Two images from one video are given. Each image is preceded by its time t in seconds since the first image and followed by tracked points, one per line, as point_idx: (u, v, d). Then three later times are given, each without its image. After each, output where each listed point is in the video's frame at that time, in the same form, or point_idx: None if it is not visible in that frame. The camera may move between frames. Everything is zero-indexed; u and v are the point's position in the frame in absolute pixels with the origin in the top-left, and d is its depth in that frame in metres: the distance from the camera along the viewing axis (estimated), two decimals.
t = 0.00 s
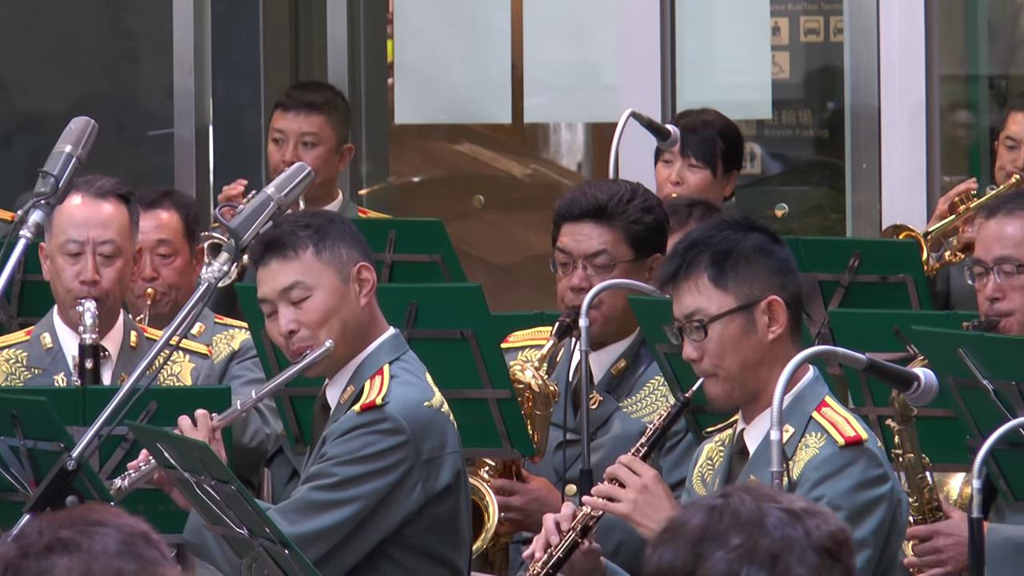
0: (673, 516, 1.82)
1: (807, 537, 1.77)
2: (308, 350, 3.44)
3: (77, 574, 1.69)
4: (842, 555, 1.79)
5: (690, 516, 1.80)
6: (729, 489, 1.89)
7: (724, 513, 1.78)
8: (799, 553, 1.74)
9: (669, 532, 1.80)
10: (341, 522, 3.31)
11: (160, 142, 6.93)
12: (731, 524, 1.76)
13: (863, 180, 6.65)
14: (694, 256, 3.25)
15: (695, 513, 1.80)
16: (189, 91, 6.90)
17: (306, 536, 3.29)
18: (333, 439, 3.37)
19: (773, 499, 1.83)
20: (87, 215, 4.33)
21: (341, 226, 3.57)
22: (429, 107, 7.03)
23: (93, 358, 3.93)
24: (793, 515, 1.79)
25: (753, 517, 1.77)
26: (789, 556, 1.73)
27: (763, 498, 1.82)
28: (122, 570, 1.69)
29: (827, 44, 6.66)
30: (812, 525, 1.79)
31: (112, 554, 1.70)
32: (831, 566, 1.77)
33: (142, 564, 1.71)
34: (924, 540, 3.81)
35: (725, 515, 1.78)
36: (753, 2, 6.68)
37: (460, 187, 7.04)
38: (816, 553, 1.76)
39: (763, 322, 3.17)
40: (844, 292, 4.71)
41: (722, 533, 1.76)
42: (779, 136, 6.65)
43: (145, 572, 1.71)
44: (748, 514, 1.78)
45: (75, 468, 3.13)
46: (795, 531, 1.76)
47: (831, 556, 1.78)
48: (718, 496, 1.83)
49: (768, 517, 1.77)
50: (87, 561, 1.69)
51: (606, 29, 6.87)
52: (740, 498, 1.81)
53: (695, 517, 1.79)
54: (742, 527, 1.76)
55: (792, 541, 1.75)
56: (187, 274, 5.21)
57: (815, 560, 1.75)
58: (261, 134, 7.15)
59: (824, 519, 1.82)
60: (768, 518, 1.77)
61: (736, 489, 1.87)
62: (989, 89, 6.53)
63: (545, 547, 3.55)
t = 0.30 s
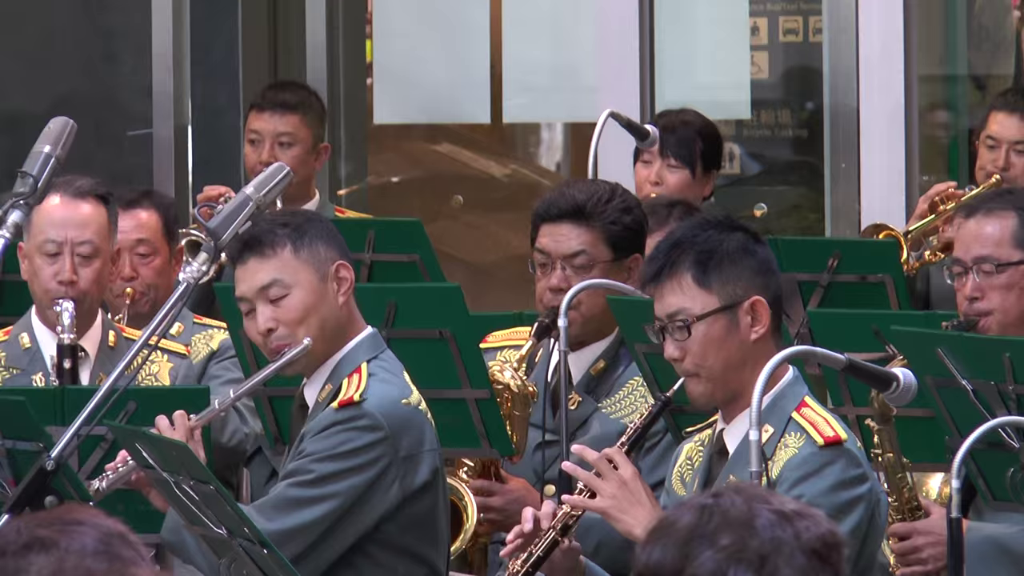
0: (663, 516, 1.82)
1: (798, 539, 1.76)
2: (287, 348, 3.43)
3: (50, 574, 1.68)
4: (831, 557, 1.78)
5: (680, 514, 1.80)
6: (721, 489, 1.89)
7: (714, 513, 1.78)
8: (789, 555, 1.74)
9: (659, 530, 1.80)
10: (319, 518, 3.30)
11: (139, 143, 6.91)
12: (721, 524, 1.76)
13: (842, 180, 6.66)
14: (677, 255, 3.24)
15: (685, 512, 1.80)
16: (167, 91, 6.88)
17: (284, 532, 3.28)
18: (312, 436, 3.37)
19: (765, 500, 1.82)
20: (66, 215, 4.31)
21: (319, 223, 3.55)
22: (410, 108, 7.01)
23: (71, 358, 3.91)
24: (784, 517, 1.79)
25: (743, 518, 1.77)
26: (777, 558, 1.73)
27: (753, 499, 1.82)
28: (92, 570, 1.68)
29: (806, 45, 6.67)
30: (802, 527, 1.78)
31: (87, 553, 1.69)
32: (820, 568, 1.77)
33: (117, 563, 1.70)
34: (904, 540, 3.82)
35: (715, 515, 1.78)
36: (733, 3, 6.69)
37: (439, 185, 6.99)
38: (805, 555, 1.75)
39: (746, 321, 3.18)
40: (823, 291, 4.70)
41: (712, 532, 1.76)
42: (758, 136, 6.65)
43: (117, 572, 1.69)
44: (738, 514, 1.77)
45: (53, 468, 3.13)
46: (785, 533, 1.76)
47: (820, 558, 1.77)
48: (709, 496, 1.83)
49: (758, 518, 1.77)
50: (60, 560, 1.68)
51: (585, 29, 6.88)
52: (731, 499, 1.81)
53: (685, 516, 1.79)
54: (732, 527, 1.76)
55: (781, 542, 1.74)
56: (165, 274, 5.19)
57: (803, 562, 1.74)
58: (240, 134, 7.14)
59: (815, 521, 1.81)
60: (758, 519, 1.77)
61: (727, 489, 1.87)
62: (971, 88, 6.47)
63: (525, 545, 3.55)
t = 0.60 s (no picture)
0: (646, 516, 1.81)
1: (781, 540, 1.75)
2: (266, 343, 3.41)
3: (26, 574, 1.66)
4: (814, 558, 1.77)
5: (663, 514, 1.80)
6: (705, 489, 1.88)
7: (697, 514, 1.78)
8: (771, 555, 1.73)
9: (642, 529, 1.79)
10: (297, 509, 3.29)
11: (117, 142, 6.89)
12: (704, 524, 1.75)
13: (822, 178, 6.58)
14: (656, 255, 3.24)
15: (668, 512, 1.80)
16: (145, 90, 6.86)
17: (263, 523, 3.27)
18: (290, 428, 3.35)
19: (748, 500, 1.81)
20: (44, 215, 4.29)
21: (298, 221, 3.55)
22: (389, 107, 6.99)
23: (49, 357, 3.89)
24: (767, 517, 1.78)
25: (726, 518, 1.76)
26: (760, 558, 1.72)
27: (737, 499, 1.81)
28: (66, 569, 1.66)
29: (785, 44, 6.65)
30: (785, 527, 1.78)
31: (68, 553, 1.68)
32: (803, 569, 1.76)
33: (93, 562, 1.68)
34: (883, 539, 3.83)
35: (698, 515, 1.77)
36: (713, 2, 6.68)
37: (420, 185, 7.00)
38: (788, 556, 1.74)
39: (725, 321, 3.17)
40: (802, 291, 4.70)
41: (695, 532, 1.75)
42: (736, 135, 6.64)
43: (93, 571, 1.67)
44: (721, 514, 1.77)
45: (32, 467, 3.12)
46: (767, 533, 1.75)
47: (803, 559, 1.76)
48: (692, 496, 1.82)
49: (741, 518, 1.76)
50: (36, 560, 1.67)
51: (566, 30, 6.88)
52: (714, 499, 1.80)
53: (668, 515, 1.78)
54: (715, 527, 1.75)
55: (764, 543, 1.74)
56: (144, 274, 5.17)
57: (786, 563, 1.74)
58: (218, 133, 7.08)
59: (798, 522, 1.80)
60: (742, 520, 1.76)
61: (711, 489, 1.86)
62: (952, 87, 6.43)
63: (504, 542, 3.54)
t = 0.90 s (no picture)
0: (622, 516, 1.80)
1: (757, 539, 1.74)
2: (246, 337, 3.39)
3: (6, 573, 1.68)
4: (791, 558, 1.76)
5: (639, 513, 1.78)
6: (682, 489, 1.87)
7: (673, 513, 1.76)
8: (748, 554, 1.72)
9: (618, 529, 1.78)
10: (278, 495, 3.26)
11: (96, 142, 6.88)
12: (680, 524, 1.74)
13: (799, 178, 6.59)
14: (629, 255, 3.23)
15: (644, 511, 1.78)
16: (123, 90, 6.84)
17: (243, 510, 3.24)
18: (270, 416, 3.33)
19: (724, 500, 1.80)
20: (21, 215, 4.27)
21: (275, 220, 3.54)
22: (364, 107, 7.01)
23: (26, 357, 3.86)
24: (744, 516, 1.77)
25: (702, 517, 1.75)
26: (737, 558, 1.71)
27: (713, 499, 1.80)
28: (46, 569, 1.68)
29: (762, 44, 6.62)
30: (761, 526, 1.76)
31: (49, 554, 1.69)
32: (779, 569, 1.75)
33: (74, 562, 1.69)
34: (860, 539, 3.84)
35: (674, 515, 1.76)
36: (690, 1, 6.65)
37: (398, 184, 6.99)
38: (764, 556, 1.73)
39: (698, 322, 3.16)
40: (780, 291, 4.70)
41: (671, 531, 1.74)
42: (714, 135, 6.62)
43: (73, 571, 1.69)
44: (697, 514, 1.75)
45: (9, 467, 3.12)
46: (744, 532, 1.74)
47: (779, 559, 1.75)
48: (669, 495, 1.81)
49: (718, 518, 1.75)
50: (15, 560, 1.68)
51: (543, 33, 6.85)
52: (690, 498, 1.79)
53: (644, 515, 1.77)
54: (690, 527, 1.74)
55: (740, 542, 1.73)
56: (122, 276, 5.14)
57: (762, 562, 1.73)
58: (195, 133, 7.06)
59: (774, 522, 1.79)
60: (717, 519, 1.75)
61: (687, 488, 1.85)
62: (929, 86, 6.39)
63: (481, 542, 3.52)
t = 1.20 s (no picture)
0: (596, 516, 1.78)
1: (730, 538, 1.73)
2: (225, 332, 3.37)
3: None
4: (765, 556, 1.75)
5: (614, 512, 1.76)
6: (656, 488, 1.85)
7: (647, 511, 1.75)
8: (722, 553, 1.70)
9: (593, 529, 1.76)
10: (249, 482, 3.24)
11: (74, 142, 6.83)
12: (654, 523, 1.73)
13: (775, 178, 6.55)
14: (612, 251, 3.22)
15: (619, 510, 1.76)
16: (101, 89, 6.81)
17: (215, 496, 3.23)
18: (246, 404, 3.32)
19: (699, 499, 1.79)
20: None
21: (257, 219, 3.52)
22: (343, 107, 6.99)
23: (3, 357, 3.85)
24: (718, 515, 1.75)
25: (676, 516, 1.73)
26: (711, 556, 1.69)
27: (688, 498, 1.78)
28: (25, 568, 1.71)
29: (740, 43, 6.58)
30: (735, 526, 1.75)
31: (32, 554, 1.73)
32: (753, 567, 1.73)
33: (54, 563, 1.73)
34: (839, 539, 3.82)
35: (648, 514, 1.74)
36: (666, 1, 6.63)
37: (375, 184, 6.96)
38: (739, 554, 1.72)
39: (679, 320, 3.15)
40: (758, 290, 4.69)
41: (645, 531, 1.72)
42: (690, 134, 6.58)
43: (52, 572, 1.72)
44: (671, 513, 1.74)
45: None
46: (718, 531, 1.73)
47: (753, 557, 1.74)
48: (643, 494, 1.79)
49: (692, 517, 1.74)
50: None
51: (519, 34, 6.85)
52: (664, 496, 1.77)
53: (619, 514, 1.75)
54: (664, 526, 1.72)
55: (714, 541, 1.71)
56: (101, 276, 5.12)
57: (736, 561, 1.71)
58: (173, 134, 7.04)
59: (748, 520, 1.78)
60: (692, 518, 1.73)
61: (661, 488, 1.83)
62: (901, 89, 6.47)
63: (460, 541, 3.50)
